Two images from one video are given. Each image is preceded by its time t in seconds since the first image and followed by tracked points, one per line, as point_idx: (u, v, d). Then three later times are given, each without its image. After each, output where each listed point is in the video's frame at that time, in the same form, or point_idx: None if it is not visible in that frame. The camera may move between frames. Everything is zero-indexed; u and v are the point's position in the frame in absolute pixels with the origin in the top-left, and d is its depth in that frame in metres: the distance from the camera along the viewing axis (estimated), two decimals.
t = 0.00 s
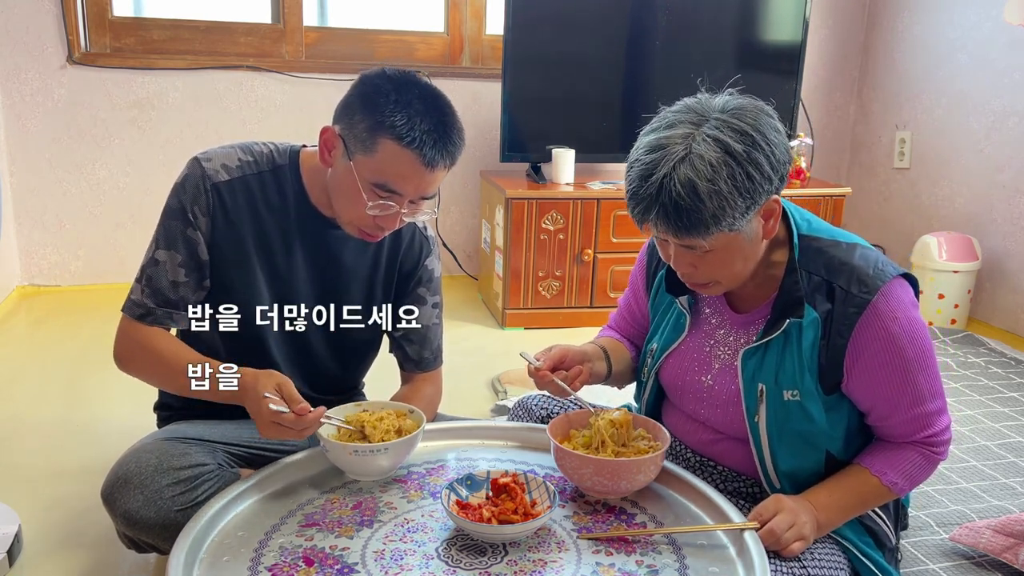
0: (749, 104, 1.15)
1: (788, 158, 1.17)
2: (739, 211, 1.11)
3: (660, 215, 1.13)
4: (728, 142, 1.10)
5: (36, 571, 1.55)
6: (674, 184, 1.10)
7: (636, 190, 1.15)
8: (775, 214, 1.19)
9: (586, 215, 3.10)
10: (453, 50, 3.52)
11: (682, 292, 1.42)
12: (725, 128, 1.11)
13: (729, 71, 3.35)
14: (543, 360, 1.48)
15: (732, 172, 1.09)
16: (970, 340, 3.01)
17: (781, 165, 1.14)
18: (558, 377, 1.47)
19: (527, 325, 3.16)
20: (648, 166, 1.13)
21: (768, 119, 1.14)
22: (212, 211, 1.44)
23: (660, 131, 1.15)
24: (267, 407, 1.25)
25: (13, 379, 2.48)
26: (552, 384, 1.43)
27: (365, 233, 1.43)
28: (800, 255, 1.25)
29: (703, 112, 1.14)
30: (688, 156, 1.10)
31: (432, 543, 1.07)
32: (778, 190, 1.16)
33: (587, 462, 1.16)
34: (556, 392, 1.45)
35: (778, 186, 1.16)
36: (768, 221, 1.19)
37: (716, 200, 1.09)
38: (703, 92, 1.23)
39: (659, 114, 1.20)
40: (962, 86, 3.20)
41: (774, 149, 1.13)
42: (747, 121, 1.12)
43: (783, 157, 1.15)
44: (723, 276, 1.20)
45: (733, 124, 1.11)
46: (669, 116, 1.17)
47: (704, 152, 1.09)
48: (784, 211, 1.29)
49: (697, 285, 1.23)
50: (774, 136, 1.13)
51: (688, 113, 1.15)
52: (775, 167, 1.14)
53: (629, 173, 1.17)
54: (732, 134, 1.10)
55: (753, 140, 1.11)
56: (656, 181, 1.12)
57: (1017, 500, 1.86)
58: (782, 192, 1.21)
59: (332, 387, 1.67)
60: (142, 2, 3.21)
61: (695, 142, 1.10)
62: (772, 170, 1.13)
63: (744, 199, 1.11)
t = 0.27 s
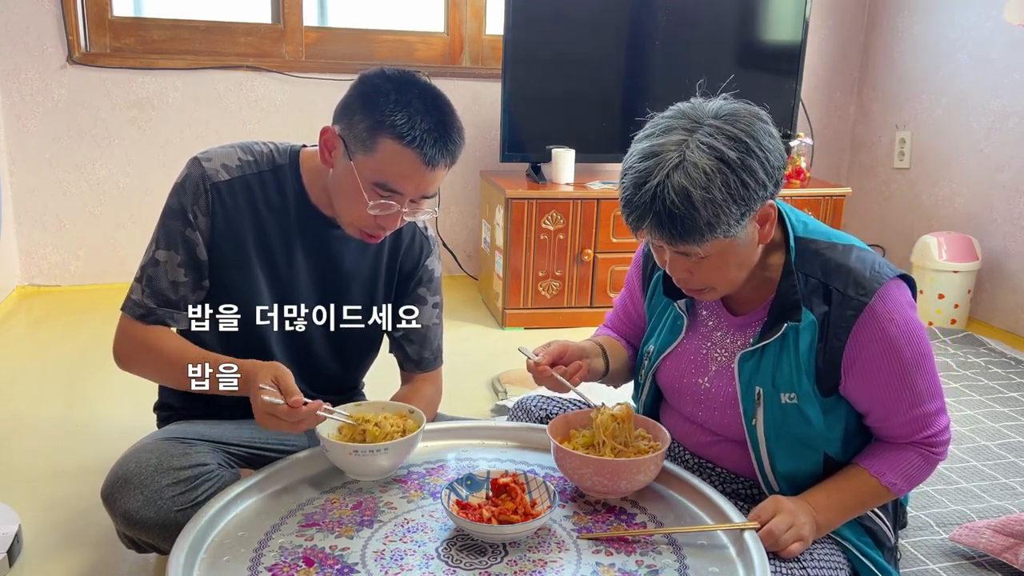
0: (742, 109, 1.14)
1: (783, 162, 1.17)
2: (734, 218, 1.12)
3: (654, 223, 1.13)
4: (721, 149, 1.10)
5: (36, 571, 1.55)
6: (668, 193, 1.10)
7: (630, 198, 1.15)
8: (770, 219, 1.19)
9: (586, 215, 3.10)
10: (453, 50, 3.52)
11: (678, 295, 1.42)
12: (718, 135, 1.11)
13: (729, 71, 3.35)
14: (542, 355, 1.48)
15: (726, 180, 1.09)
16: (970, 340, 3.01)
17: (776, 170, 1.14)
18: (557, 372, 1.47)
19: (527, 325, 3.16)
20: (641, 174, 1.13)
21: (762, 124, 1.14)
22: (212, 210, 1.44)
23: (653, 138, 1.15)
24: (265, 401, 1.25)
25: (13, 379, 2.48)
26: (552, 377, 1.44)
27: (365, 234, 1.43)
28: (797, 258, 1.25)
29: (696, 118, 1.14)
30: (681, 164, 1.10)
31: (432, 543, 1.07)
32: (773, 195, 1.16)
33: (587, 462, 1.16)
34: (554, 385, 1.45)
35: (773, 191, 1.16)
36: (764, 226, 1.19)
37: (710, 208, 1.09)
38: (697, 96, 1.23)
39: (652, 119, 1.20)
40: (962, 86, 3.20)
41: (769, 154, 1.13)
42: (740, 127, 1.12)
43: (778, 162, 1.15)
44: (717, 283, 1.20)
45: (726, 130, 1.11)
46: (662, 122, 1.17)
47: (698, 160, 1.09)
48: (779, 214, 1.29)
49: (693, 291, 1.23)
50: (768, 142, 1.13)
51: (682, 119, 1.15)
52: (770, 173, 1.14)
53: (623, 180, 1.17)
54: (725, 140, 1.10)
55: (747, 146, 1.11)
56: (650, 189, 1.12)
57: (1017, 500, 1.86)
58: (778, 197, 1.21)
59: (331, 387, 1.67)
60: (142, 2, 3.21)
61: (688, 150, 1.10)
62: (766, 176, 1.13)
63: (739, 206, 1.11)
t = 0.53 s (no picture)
0: (739, 114, 1.14)
1: (780, 167, 1.17)
2: (730, 224, 1.11)
3: (651, 229, 1.13)
4: (717, 155, 1.09)
5: (36, 570, 1.55)
6: (664, 199, 1.10)
7: (626, 205, 1.15)
8: (767, 224, 1.19)
9: (586, 214, 3.10)
10: (453, 50, 3.52)
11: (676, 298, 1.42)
12: (715, 141, 1.11)
13: (728, 71, 3.35)
14: (542, 353, 1.48)
15: (722, 186, 1.09)
16: (970, 340, 3.01)
17: (772, 175, 1.14)
18: (558, 369, 1.47)
19: (527, 325, 3.16)
20: (638, 180, 1.13)
21: (758, 129, 1.14)
22: (212, 210, 1.44)
23: (649, 144, 1.15)
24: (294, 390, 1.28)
25: (12, 379, 2.47)
26: (552, 375, 1.44)
27: (367, 233, 1.43)
28: (795, 260, 1.25)
29: (692, 124, 1.14)
30: (678, 170, 1.10)
31: (432, 543, 1.07)
32: (770, 199, 1.17)
33: (587, 462, 1.16)
34: (555, 383, 1.45)
35: (770, 196, 1.16)
36: (761, 231, 1.19)
37: (706, 214, 1.09)
38: (693, 101, 1.23)
39: (648, 124, 1.20)
40: (962, 86, 3.20)
41: (765, 160, 1.13)
42: (737, 133, 1.12)
43: (774, 167, 1.15)
44: (715, 287, 1.20)
45: (722, 136, 1.11)
46: (659, 127, 1.16)
47: (694, 166, 1.09)
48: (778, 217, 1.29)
49: (691, 295, 1.23)
50: (765, 147, 1.13)
51: (677, 124, 1.15)
52: (767, 178, 1.14)
53: (619, 187, 1.17)
54: (721, 146, 1.10)
55: (743, 152, 1.10)
56: (646, 196, 1.11)
57: (1017, 500, 1.86)
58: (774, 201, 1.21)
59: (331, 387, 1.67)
60: (142, 2, 3.21)
61: (685, 156, 1.10)
62: (763, 182, 1.13)
63: (736, 212, 1.11)
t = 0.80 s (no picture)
0: (737, 118, 1.14)
1: (779, 171, 1.17)
2: (729, 228, 1.12)
3: (650, 234, 1.13)
4: (716, 160, 1.09)
5: (36, 571, 1.55)
6: (663, 205, 1.10)
7: (625, 210, 1.15)
8: (766, 227, 1.19)
9: (586, 214, 3.10)
10: (453, 50, 3.52)
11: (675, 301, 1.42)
12: (713, 146, 1.11)
13: (728, 71, 3.35)
14: (540, 364, 1.47)
15: (721, 191, 1.09)
16: (970, 340, 3.01)
17: (771, 179, 1.14)
18: (555, 381, 1.46)
19: (527, 325, 3.16)
20: (636, 185, 1.13)
21: (757, 133, 1.14)
22: (212, 206, 1.44)
23: (648, 148, 1.15)
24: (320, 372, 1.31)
25: (12, 379, 2.47)
26: (550, 389, 1.43)
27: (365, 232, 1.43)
28: (794, 262, 1.25)
29: (691, 128, 1.14)
30: (676, 175, 1.10)
31: (432, 543, 1.07)
32: (769, 203, 1.16)
33: (587, 462, 1.16)
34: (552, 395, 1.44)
35: (769, 200, 1.16)
36: (761, 233, 1.19)
37: (705, 220, 1.09)
38: (692, 103, 1.23)
39: (647, 128, 1.20)
40: (962, 86, 3.20)
41: (764, 164, 1.13)
42: (736, 138, 1.11)
43: (774, 171, 1.15)
44: (715, 289, 1.20)
45: (721, 141, 1.11)
46: (657, 132, 1.16)
47: (693, 171, 1.09)
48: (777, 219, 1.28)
49: (691, 298, 1.23)
50: (763, 151, 1.13)
51: (676, 128, 1.15)
52: (766, 182, 1.14)
53: (618, 191, 1.17)
54: (720, 151, 1.10)
55: (742, 156, 1.10)
56: (645, 201, 1.11)
57: (1017, 500, 1.86)
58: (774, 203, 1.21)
59: (331, 387, 1.67)
60: (142, 2, 3.20)
61: (683, 161, 1.10)
62: (761, 186, 1.13)
63: (734, 216, 1.11)
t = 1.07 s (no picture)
0: (735, 121, 1.14)
1: (777, 172, 1.17)
2: (728, 231, 1.12)
3: (649, 237, 1.13)
4: (714, 163, 1.09)
5: (36, 571, 1.55)
6: (661, 208, 1.10)
7: (623, 213, 1.15)
8: (765, 228, 1.19)
9: (586, 214, 3.10)
10: (453, 50, 3.51)
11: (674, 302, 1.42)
12: (711, 149, 1.10)
13: (728, 71, 3.35)
14: (538, 371, 1.47)
15: (720, 194, 1.09)
16: (970, 340, 3.01)
17: (770, 181, 1.14)
18: (553, 388, 1.46)
19: (527, 325, 3.16)
20: (635, 188, 1.13)
21: (755, 135, 1.14)
22: (213, 203, 1.44)
23: (646, 151, 1.15)
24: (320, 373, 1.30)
25: (12, 379, 2.48)
26: (548, 395, 1.43)
27: (364, 229, 1.43)
28: (793, 262, 1.25)
29: (688, 130, 1.14)
30: (674, 178, 1.10)
31: (432, 543, 1.07)
32: (768, 204, 1.16)
33: (587, 462, 1.16)
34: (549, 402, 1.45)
35: (768, 202, 1.16)
36: (760, 235, 1.19)
37: (704, 223, 1.09)
38: (690, 105, 1.23)
39: (645, 130, 1.20)
40: (962, 86, 3.20)
41: (763, 166, 1.13)
42: (733, 140, 1.11)
43: (772, 172, 1.15)
44: (715, 290, 1.20)
45: (719, 144, 1.11)
46: (654, 134, 1.16)
47: (691, 174, 1.09)
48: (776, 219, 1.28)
49: (692, 300, 1.23)
50: (762, 153, 1.13)
51: (674, 131, 1.15)
52: (764, 184, 1.14)
53: (616, 194, 1.17)
54: (718, 154, 1.10)
55: (740, 159, 1.10)
56: (643, 205, 1.12)
57: (1017, 500, 1.86)
58: (773, 205, 1.21)
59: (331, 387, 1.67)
60: (142, 2, 3.20)
61: (681, 164, 1.10)
62: (760, 188, 1.13)
63: (733, 219, 1.11)
